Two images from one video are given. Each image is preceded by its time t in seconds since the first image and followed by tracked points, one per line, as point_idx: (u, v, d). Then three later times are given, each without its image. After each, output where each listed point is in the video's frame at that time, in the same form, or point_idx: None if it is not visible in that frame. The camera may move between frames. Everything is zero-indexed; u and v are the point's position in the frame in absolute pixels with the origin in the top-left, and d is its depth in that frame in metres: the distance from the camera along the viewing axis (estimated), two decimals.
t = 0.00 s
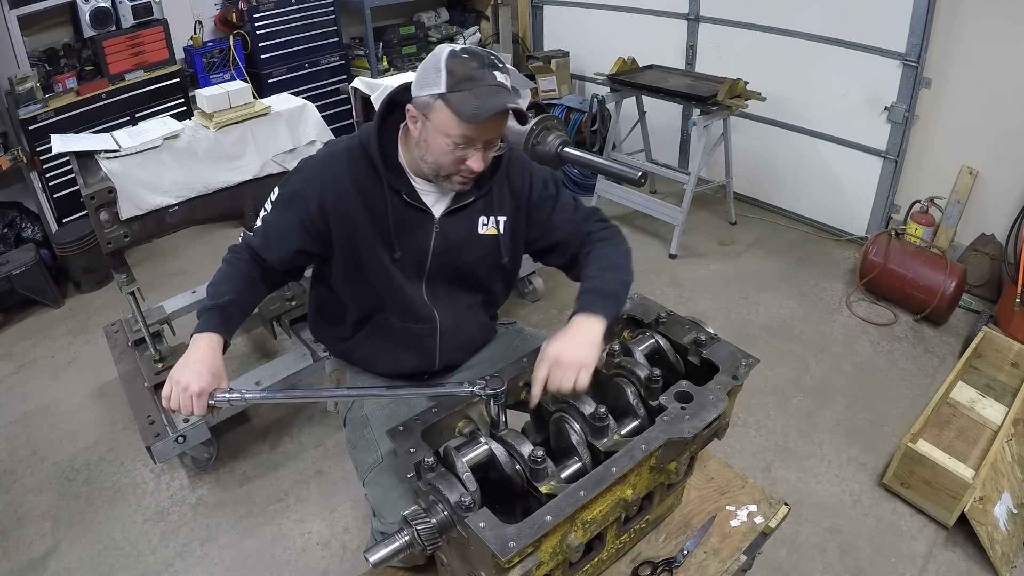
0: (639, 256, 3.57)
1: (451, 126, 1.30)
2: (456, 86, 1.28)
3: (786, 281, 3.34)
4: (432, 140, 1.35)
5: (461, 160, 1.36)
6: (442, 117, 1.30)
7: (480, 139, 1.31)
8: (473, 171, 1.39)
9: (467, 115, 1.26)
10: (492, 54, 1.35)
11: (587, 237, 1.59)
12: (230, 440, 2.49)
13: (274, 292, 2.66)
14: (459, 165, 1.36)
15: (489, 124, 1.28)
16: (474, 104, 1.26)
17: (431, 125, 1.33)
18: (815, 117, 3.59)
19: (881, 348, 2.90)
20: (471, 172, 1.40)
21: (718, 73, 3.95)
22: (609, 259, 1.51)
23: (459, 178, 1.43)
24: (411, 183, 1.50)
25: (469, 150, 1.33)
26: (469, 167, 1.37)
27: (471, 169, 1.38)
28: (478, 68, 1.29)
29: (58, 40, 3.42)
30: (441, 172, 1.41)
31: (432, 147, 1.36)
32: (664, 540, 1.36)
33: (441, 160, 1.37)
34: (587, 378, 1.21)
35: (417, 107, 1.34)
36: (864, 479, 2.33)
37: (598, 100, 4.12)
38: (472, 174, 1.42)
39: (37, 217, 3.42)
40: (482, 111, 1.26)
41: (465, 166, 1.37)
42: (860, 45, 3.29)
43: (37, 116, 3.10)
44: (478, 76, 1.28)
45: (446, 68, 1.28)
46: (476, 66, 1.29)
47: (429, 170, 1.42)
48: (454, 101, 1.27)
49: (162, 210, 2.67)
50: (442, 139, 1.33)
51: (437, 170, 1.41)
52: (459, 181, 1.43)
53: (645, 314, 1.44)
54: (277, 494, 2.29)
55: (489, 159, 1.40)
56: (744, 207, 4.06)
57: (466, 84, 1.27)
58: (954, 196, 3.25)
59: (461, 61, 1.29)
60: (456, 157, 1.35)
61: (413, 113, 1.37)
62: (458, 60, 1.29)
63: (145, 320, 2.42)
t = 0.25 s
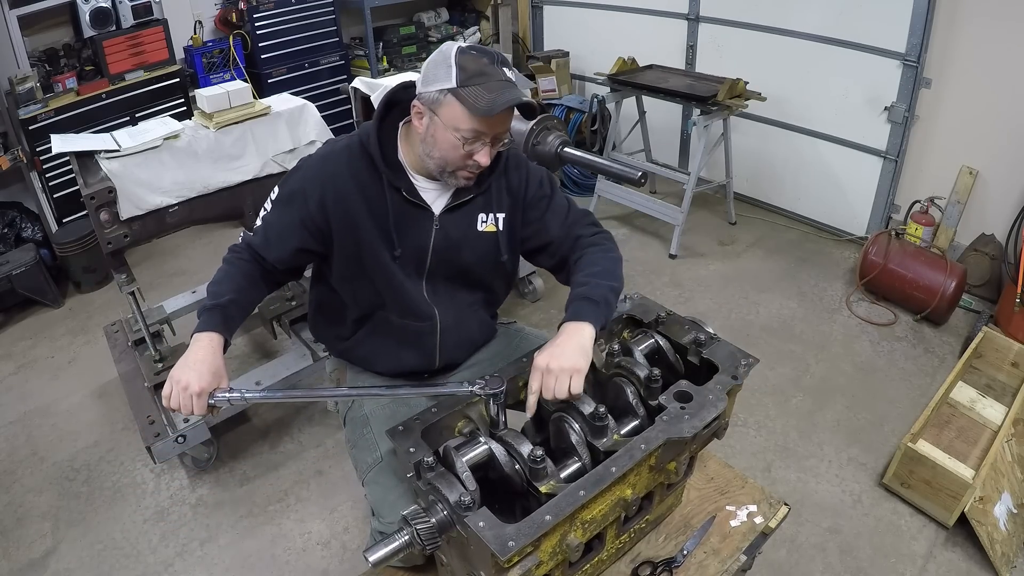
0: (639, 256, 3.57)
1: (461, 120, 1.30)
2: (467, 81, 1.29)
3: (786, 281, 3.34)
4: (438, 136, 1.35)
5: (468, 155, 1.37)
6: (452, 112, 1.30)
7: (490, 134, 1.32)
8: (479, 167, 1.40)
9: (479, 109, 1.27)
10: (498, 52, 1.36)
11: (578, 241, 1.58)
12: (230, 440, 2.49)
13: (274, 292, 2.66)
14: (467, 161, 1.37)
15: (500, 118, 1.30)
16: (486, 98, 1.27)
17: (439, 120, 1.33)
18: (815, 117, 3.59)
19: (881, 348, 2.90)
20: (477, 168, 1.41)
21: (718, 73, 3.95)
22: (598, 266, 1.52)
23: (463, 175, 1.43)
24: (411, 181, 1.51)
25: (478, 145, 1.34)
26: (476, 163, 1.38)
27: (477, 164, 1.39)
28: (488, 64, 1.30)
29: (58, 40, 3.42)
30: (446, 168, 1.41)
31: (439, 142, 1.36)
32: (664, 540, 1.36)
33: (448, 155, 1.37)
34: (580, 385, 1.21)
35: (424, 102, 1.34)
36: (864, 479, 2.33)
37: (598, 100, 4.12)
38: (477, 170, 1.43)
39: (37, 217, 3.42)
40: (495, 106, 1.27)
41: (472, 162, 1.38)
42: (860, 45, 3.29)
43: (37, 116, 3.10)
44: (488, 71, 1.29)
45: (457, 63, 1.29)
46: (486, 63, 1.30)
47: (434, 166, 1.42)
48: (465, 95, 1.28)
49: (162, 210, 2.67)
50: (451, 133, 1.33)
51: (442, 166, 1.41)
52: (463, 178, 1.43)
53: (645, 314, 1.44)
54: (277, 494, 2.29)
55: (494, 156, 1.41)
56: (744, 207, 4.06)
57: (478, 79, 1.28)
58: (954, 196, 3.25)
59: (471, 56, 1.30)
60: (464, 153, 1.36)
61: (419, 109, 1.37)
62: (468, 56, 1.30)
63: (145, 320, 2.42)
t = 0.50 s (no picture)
0: (639, 256, 3.57)
1: (461, 116, 1.30)
2: (466, 77, 1.29)
3: (786, 281, 3.34)
4: (438, 132, 1.35)
5: (467, 152, 1.36)
6: (452, 107, 1.30)
7: (489, 130, 1.32)
8: (478, 164, 1.40)
9: (478, 105, 1.27)
10: (500, 50, 1.37)
11: (578, 240, 1.59)
12: (230, 440, 2.49)
13: (274, 292, 2.66)
14: (466, 157, 1.36)
15: (500, 114, 1.30)
16: (485, 94, 1.27)
17: (440, 116, 1.33)
18: (815, 117, 3.59)
19: (881, 348, 2.90)
20: (477, 165, 1.40)
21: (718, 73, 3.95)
22: (597, 267, 1.52)
23: (463, 172, 1.43)
24: (414, 180, 1.51)
25: (477, 141, 1.34)
26: (475, 160, 1.38)
27: (477, 161, 1.39)
28: (489, 61, 1.30)
29: (58, 40, 3.42)
30: (446, 165, 1.40)
31: (439, 138, 1.36)
32: (664, 540, 1.36)
33: (448, 151, 1.37)
34: (576, 387, 1.21)
35: (425, 98, 1.34)
36: (864, 479, 2.33)
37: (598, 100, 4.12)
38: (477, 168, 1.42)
39: (37, 217, 3.42)
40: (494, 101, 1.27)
41: (471, 158, 1.38)
42: (860, 45, 3.29)
43: (37, 116, 3.10)
44: (489, 67, 1.30)
45: (458, 59, 1.29)
46: (487, 60, 1.30)
47: (434, 163, 1.42)
48: (465, 91, 1.28)
49: (162, 210, 2.66)
50: (450, 129, 1.33)
51: (442, 163, 1.41)
52: (462, 175, 1.43)
53: (645, 314, 1.44)
54: (277, 494, 2.29)
55: (494, 154, 1.41)
56: (744, 207, 4.06)
57: (478, 75, 1.29)
58: (954, 196, 3.25)
59: (472, 53, 1.30)
60: (464, 149, 1.35)
61: (420, 105, 1.37)
62: (469, 52, 1.30)
63: (145, 320, 2.42)
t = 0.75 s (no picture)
0: (639, 256, 3.57)
1: (459, 116, 1.30)
2: (465, 78, 1.29)
3: (786, 281, 3.34)
4: (437, 132, 1.36)
5: (465, 153, 1.36)
6: (450, 108, 1.31)
7: (487, 131, 1.32)
8: (476, 165, 1.39)
9: (476, 105, 1.27)
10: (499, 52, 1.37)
11: (576, 243, 1.59)
12: (230, 440, 2.49)
13: (274, 292, 2.66)
14: (464, 158, 1.36)
15: (498, 115, 1.30)
16: (483, 95, 1.27)
17: (438, 116, 1.34)
18: (815, 117, 3.59)
19: (881, 348, 2.90)
20: (475, 166, 1.40)
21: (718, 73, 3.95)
22: (597, 266, 1.52)
23: (461, 173, 1.42)
24: (414, 181, 1.51)
25: (475, 142, 1.34)
26: (473, 160, 1.37)
27: (475, 162, 1.38)
28: (487, 62, 1.30)
29: (58, 40, 3.42)
30: (444, 165, 1.40)
31: (437, 139, 1.36)
32: (664, 540, 1.36)
33: (446, 152, 1.37)
34: (569, 394, 1.21)
35: (424, 98, 1.35)
36: (864, 479, 2.33)
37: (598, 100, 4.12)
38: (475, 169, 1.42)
39: (37, 217, 3.42)
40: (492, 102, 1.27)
41: (469, 159, 1.37)
42: (860, 45, 3.29)
43: (37, 116, 3.10)
44: (487, 68, 1.30)
45: (457, 59, 1.29)
46: (486, 61, 1.30)
47: (433, 163, 1.42)
48: (463, 91, 1.29)
49: (162, 210, 2.65)
50: (449, 129, 1.33)
51: (441, 163, 1.41)
52: (461, 176, 1.42)
53: (645, 314, 1.44)
54: (277, 494, 2.29)
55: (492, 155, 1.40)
56: (744, 207, 4.06)
57: (477, 76, 1.29)
58: (954, 196, 3.25)
59: (471, 53, 1.31)
60: (462, 149, 1.35)
61: (419, 106, 1.37)
62: (468, 53, 1.30)
63: (145, 320, 2.42)
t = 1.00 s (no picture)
0: (639, 256, 3.57)
1: (433, 89, 1.29)
2: (436, 50, 1.28)
3: (786, 281, 3.34)
4: (418, 113, 1.35)
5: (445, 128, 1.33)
6: (424, 82, 1.30)
7: (461, 101, 1.29)
8: (461, 144, 1.35)
9: (443, 73, 1.26)
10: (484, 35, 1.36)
11: (575, 248, 1.57)
12: (230, 440, 2.49)
13: (274, 292, 2.66)
14: (444, 134, 1.33)
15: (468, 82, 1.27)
16: (449, 61, 1.26)
17: (418, 95, 1.33)
18: (815, 117, 3.59)
19: (881, 348, 2.90)
20: (459, 145, 1.36)
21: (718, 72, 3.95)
22: (596, 269, 1.51)
23: (449, 156, 1.38)
24: (416, 182, 1.50)
25: (452, 115, 1.31)
26: (454, 137, 1.34)
27: (458, 140, 1.34)
28: (461, 36, 1.29)
29: (58, 40, 3.42)
30: (431, 147, 1.38)
31: (420, 119, 1.35)
32: (664, 540, 1.36)
33: (430, 133, 1.35)
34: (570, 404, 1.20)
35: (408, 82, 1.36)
36: (864, 479, 2.33)
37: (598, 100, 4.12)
38: (462, 150, 1.37)
39: (37, 217, 3.42)
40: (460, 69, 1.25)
41: (451, 136, 1.33)
42: (860, 45, 3.29)
43: (37, 116, 3.10)
44: (459, 40, 1.29)
45: (431, 37, 1.30)
46: (460, 34, 1.29)
47: (421, 148, 1.40)
48: (433, 63, 1.28)
49: (162, 210, 2.64)
50: (427, 106, 1.32)
51: (427, 146, 1.38)
52: (448, 159, 1.39)
53: (645, 314, 1.44)
54: (277, 494, 2.29)
55: (479, 134, 1.36)
56: (744, 207, 4.06)
57: (447, 45, 1.27)
58: (954, 196, 3.25)
59: (446, 31, 1.31)
60: (441, 126, 1.32)
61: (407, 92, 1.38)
62: (444, 31, 1.31)
63: (145, 320, 2.42)
